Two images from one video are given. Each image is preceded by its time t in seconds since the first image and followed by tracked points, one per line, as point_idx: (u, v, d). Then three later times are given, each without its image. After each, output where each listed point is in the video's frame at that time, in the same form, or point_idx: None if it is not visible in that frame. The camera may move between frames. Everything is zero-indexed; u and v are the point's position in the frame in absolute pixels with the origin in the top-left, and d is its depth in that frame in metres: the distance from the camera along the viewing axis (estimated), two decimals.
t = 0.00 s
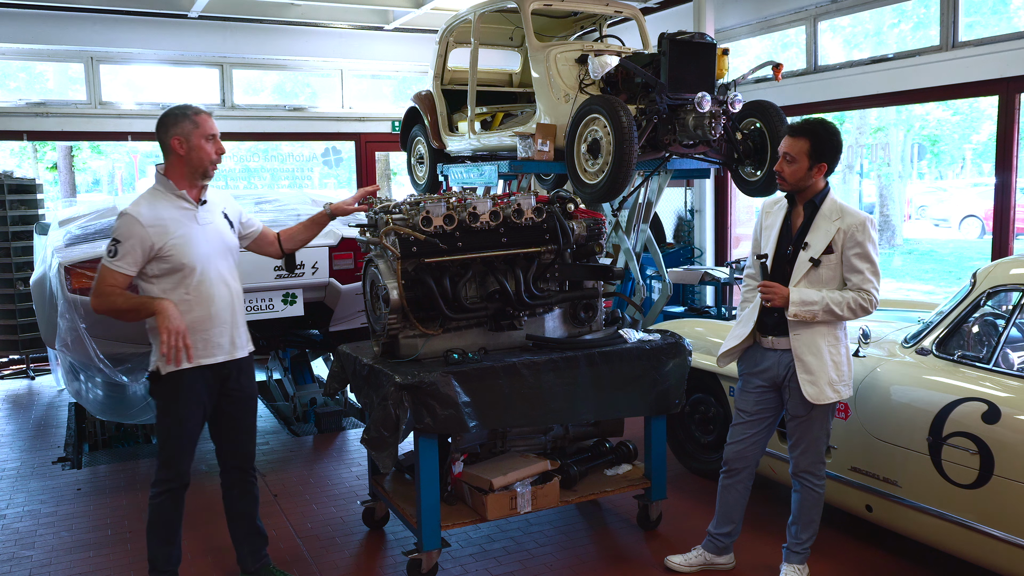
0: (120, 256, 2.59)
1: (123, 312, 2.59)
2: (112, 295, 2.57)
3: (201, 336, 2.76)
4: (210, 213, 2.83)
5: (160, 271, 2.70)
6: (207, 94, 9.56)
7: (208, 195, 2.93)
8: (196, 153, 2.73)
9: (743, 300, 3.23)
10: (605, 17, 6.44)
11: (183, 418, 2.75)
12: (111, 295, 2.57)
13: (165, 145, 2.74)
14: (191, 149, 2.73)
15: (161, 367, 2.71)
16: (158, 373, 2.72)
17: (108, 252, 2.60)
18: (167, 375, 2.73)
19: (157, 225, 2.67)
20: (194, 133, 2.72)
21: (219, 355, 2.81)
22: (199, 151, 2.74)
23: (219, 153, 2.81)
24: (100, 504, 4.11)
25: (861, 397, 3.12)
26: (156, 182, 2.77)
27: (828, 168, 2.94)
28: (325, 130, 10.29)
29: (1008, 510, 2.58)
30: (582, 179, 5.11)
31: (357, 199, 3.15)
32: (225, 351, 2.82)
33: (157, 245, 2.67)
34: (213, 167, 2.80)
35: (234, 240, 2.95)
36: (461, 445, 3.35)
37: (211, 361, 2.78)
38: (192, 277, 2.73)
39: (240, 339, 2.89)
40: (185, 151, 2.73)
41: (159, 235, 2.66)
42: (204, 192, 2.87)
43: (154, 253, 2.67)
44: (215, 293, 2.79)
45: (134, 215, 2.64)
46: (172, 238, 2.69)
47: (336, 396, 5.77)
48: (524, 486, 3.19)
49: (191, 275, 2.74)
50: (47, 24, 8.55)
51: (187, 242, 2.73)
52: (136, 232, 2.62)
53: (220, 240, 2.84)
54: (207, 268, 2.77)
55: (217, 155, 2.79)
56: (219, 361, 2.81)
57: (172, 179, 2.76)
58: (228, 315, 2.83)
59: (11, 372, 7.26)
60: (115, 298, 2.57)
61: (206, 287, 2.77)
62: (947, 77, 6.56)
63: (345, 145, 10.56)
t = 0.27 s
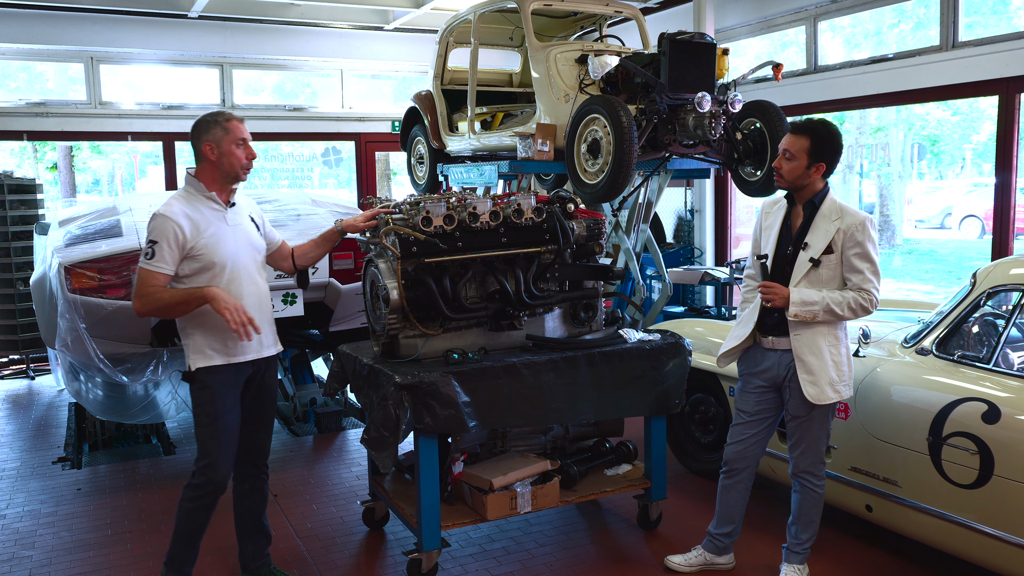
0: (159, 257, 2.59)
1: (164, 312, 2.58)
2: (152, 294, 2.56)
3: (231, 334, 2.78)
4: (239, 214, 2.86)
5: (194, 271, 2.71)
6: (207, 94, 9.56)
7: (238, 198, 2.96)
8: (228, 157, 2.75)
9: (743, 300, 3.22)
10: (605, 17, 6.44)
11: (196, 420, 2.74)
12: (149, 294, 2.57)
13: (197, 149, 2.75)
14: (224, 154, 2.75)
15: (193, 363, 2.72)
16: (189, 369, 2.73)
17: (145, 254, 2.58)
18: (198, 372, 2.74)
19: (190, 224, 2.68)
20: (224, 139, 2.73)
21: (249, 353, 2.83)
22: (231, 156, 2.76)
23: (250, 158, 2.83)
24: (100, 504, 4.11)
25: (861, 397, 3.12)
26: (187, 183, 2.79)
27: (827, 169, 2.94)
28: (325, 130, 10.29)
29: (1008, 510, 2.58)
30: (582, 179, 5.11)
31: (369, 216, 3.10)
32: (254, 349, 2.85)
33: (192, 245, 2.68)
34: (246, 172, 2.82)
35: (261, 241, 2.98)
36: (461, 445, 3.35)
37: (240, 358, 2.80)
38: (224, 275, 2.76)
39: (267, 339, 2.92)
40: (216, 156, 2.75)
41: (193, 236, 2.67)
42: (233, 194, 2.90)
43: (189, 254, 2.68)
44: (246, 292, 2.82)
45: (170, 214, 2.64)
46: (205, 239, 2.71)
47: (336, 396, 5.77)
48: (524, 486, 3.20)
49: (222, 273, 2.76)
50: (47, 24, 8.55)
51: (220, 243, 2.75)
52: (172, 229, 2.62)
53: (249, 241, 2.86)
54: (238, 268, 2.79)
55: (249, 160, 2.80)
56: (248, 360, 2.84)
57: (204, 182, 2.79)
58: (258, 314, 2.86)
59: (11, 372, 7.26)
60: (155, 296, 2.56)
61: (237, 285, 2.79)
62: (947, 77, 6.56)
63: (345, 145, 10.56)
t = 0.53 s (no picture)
0: (178, 248, 2.60)
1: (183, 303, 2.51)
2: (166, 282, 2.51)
3: (242, 332, 2.77)
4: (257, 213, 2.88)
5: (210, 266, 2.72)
6: (207, 94, 9.56)
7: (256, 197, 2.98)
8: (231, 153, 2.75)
9: (743, 300, 3.22)
10: (605, 17, 6.44)
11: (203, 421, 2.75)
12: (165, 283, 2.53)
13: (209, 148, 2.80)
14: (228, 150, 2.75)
15: (204, 360, 2.72)
16: (200, 366, 2.73)
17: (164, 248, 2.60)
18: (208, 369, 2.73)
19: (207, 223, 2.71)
20: (226, 135, 2.74)
21: (259, 350, 2.82)
22: (234, 152, 2.75)
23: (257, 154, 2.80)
24: (100, 504, 4.11)
25: (861, 397, 3.12)
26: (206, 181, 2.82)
27: (828, 168, 2.94)
28: (325, 130, 10.29)
29: (1008, 510, 2.58)
30: (582, 179, 5.11)
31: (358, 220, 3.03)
32: (264, 347, 2.83)
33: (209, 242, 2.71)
34: (252, 167, 2.80)
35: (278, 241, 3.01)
36: (460, 445, 3.35)
37: (250, 357, 2.79)
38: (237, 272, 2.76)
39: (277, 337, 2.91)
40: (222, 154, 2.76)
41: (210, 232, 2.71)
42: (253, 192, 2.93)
43: (206, 250, 2.70)
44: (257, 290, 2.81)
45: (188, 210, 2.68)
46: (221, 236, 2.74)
47: (336, 395, 5.77)
48: (524, 486, 3.19)
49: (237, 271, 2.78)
50: (47, 24, 8.55)
51: (236, 242, 2.77)
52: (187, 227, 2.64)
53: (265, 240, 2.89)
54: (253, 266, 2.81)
55: (251, 155, 2.77)
56: (258, 358, 2.82)
57: (218, 181, 2.82)
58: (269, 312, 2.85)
59: (11, 372, 7.26)
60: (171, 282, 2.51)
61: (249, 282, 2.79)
62: (947, 77, 6.56)
63: (345, 145, 10.56)
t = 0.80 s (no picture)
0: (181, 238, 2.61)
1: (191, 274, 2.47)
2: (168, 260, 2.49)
3: (245, 331, 2.76)
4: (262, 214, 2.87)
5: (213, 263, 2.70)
6: (207, 94, 9.56)
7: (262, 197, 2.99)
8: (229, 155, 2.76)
9: (743, 300, 3.22)
10: (605, 17, 6.44)
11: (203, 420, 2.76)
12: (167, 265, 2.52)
13: (214, 149, 2.84)
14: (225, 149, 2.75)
15: (207, 360, 2.72)
16: (202, 366, 2.73)
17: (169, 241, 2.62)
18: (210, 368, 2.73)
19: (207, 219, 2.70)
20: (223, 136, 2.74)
21: (260, 352, 2.79)
22: (229, 152, 2.75)
23: (255, 154, 2.78)
24: (100, 504, 4.11)
25: (861, 397, 3.12)
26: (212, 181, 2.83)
27: (829, 168, 2.94)
28: (325, 130, 10.29)
29: (1008, 509, 2.58)
30: (582, 179, 5.11)
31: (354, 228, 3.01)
32: (265, 349, 2.81)
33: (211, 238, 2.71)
34: (249, 168, 2.79)
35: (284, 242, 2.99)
36: (460, 445, 3.35)
37: (252, 357, 2.77)
38: (240, 271, 2.75)
39: (279, 339, 2.88)
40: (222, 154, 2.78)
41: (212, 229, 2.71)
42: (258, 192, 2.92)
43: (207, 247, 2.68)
44: (258, 291, 2.79)
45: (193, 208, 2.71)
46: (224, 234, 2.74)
47: (336, 395, 5.77)
48: (524, 486, 3.19)
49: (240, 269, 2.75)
50: (47, 24, 8.55)
51: (239, 240, 2.74)
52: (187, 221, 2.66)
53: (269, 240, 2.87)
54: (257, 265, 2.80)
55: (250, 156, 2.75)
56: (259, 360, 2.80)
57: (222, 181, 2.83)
58: (270, 313, 2.83)
59: (12, 372, 7.26)
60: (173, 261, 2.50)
61: (251, 282, 2.77)
62: (947, 77, 6.56)
63: (345, 145, 10.56)
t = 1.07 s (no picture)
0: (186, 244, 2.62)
1: (192, 283, 2.50)
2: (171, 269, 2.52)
3: (246, 333, 2.76)
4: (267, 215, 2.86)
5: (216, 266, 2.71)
6: (207, 94, 9.56)
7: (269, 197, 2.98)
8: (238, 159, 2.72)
9: (745, 300, 3.22)
10: (605, 17, 6.44)
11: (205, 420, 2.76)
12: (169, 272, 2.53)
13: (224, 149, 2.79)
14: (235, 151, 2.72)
15: (208, 360, 2.72)
16: (203, 366, 2.74)
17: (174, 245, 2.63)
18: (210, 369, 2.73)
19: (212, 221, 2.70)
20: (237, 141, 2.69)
21: (261, 353, 2.80)
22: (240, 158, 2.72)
23: (265, 160, 2.76)
24: (100, 504, 4.11)
25: (861, 397, 3.12)
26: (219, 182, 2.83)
27: (829, 167, 2.94)
28: (325, 130, 10.29)
29: (1009, 509, 2.58)
30: (582, 179, 5.11)
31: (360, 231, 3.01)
32: (267, 351, 2.81)
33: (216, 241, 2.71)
34: (259, 175, 2.78)
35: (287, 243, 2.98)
36: (460, 445, 3.36)
37: (253, 359, 2.78)
38: (243, 272, 2.75)
39: (280, 341, 2.88)
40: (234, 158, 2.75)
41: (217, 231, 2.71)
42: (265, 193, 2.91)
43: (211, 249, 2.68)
44: (261, 293, 2.80)
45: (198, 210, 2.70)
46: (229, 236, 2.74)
47: (337, 395, 5.77)
48: (524, 486, 3.19)
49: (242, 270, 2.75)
50: (47, 24, 8.55)
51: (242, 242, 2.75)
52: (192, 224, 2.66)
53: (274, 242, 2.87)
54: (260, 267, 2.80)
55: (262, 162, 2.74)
56: (261, 361, 2.81)
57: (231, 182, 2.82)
58: (272, 315, 2.83)
59: (12, 372, 7.26)
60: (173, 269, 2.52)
61: (253, 284, 2.78)
62: (947, 77, 6.56)
63: (345, 145, 10.56)
